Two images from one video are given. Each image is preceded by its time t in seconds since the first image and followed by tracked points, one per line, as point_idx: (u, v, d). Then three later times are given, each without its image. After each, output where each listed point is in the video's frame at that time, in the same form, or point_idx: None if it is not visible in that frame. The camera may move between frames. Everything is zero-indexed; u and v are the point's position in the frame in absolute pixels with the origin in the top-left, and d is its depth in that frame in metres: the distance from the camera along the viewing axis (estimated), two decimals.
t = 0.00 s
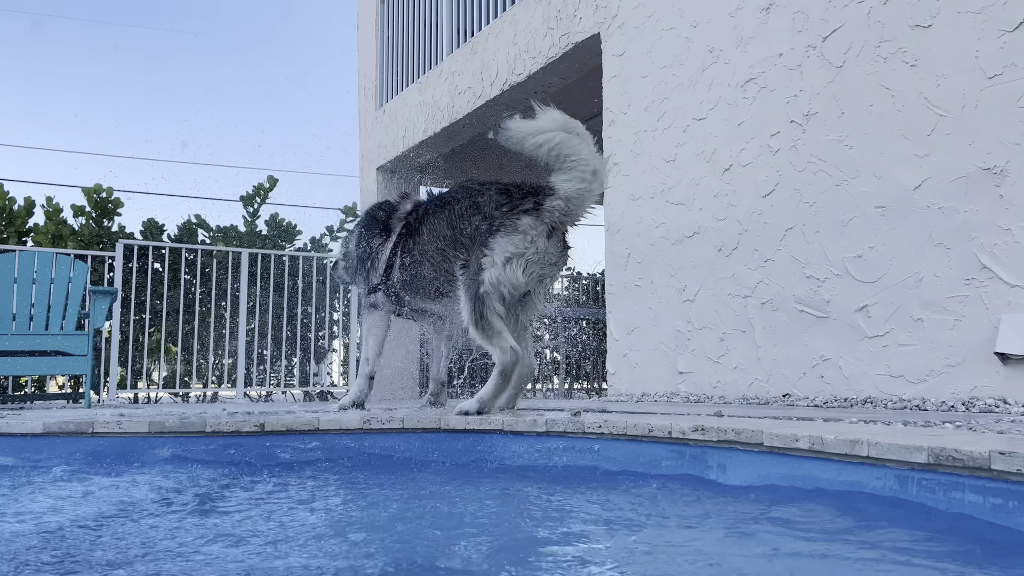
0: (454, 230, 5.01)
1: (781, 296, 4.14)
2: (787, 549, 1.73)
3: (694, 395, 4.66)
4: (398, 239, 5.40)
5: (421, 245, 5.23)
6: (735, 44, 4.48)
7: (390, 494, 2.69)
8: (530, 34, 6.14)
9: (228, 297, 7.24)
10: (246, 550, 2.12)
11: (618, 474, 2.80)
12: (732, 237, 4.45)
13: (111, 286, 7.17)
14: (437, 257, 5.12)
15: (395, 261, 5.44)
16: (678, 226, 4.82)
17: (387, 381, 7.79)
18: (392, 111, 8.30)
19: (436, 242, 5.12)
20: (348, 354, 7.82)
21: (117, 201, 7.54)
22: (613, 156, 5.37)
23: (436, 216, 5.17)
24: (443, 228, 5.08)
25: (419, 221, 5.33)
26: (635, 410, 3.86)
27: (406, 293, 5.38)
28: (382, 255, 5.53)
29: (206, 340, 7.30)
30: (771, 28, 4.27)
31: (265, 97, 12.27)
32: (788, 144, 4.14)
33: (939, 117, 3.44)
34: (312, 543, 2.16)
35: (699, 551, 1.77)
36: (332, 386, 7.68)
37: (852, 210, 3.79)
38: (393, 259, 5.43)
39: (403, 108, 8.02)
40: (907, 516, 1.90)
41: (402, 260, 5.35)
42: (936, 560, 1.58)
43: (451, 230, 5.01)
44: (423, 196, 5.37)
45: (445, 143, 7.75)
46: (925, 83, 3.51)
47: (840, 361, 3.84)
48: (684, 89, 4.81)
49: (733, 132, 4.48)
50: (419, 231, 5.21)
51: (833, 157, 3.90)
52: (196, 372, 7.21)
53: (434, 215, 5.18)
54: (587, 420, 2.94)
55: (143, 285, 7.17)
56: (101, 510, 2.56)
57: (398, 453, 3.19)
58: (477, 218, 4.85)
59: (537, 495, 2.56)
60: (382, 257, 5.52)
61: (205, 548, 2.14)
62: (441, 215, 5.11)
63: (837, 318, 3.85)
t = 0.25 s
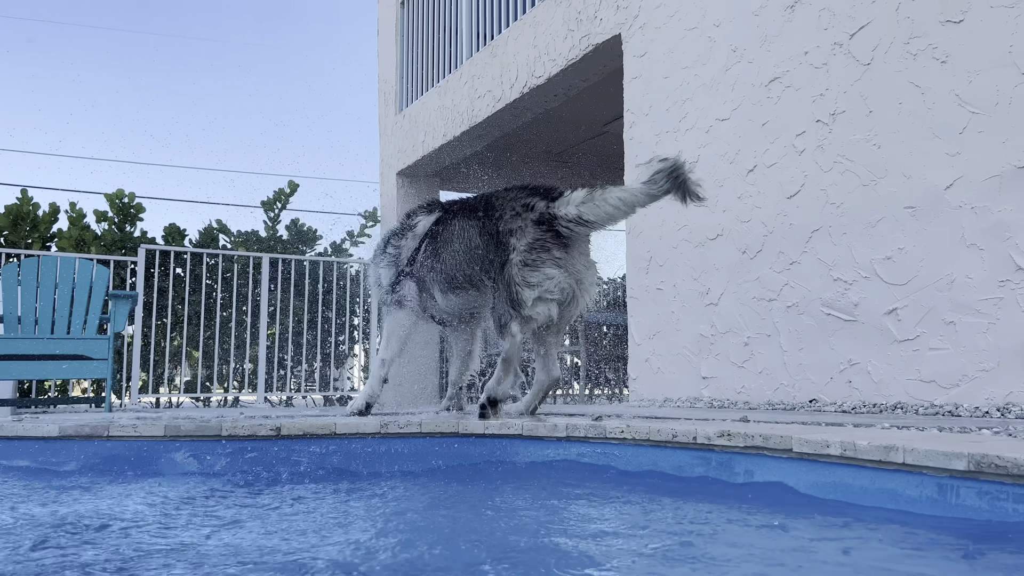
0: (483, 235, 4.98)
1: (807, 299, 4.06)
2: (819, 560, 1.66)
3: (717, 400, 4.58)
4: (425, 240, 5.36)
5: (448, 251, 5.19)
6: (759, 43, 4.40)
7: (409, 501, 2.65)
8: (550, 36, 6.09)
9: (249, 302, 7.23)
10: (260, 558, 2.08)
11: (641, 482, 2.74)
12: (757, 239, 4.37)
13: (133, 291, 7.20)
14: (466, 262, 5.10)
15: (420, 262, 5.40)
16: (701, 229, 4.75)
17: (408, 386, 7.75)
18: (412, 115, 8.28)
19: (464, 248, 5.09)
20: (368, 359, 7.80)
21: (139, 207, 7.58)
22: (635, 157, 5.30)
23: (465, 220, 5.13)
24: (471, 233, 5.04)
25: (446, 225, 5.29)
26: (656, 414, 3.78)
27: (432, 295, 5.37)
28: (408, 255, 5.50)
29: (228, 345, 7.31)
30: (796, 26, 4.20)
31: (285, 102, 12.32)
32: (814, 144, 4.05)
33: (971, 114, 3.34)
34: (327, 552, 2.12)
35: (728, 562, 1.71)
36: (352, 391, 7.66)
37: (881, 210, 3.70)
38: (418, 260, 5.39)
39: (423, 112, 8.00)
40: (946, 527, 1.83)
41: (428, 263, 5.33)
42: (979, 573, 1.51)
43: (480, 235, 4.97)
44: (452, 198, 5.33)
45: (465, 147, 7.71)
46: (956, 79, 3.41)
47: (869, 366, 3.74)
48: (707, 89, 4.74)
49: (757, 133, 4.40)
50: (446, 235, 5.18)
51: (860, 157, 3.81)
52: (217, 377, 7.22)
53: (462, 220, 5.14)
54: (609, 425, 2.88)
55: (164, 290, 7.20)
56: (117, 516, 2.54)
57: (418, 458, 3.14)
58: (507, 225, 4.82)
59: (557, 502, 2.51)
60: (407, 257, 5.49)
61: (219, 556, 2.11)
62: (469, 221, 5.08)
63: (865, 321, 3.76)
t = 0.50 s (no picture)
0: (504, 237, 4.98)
1: (831, 301, 3.97)
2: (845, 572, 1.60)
3: (739, 405, 4.50)
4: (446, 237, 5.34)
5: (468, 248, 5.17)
6: (781, 41, 4.33)
7: (425, 507, 2.60)
8: (568, 37, 6.05)
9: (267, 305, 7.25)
10: (268, 562, 2.04)
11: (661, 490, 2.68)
12: (779, 240, 4.29)
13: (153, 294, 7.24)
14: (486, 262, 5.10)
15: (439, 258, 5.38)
16: (722, 230, 4.68)
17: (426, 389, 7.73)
18: (430, 118, 8.26)
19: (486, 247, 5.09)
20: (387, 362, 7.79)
21: (160, 211, 7.62)
22: (654, 158, 5.24)
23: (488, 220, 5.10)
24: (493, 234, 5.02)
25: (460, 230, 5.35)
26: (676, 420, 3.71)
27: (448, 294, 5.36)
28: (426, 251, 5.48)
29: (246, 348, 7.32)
30: (818, 23, 4.12)
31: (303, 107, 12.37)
32: (837, 143, 3.97)
33: (999, 111, 3.24)
34: (337, 557, 2.08)
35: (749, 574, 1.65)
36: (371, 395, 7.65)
37: (906, 210, 3.61)
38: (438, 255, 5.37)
39: (441, 115, 7.98)
40: (979, 540, 1.76)
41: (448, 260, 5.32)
42: None
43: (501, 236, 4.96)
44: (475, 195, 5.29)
45: (483, 150, 7.68)
46: (984, 75, 3.31)
47: (894, 370, 3.65)
48: (727, 88, 4.67)
49: (779, 132, 4.32)
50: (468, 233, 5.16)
51: (885, 156, 3.73)
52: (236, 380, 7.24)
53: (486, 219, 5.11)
54: (627, 431, 2.82)
55: (184, 293, 7.24)
56: (128, 522, 2.52)
57: (434, 462, 3.10)
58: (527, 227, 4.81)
59: (573, 510, 2.45)
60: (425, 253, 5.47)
61: (228, 561, 2.08)
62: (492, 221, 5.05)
63: (890, 323, 3.67)
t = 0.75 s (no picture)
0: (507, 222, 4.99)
1: (852, 303, 3.89)
2: None
3: (758, 409, 4.43)
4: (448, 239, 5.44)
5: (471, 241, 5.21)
6: (800, 39, 4.25)
7: (437, 513, 2.57)
8: (585, 37, 6.00)
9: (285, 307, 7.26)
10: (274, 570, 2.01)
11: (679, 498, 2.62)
12: (799, 241, 4.22)
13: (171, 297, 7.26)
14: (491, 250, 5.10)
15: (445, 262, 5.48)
16: (741, 231, 4.61)
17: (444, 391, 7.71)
18: (446, 120, 8.22)
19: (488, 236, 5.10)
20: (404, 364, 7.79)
21: (178, 214, 7.64)
22: (672, 158, 5.18)
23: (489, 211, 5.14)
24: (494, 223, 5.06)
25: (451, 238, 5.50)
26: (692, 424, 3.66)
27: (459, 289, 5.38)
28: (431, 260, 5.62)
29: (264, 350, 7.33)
30: (838, 20, 4.04)
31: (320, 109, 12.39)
32: (858, 142, 3.90)
33: None
34: (344, 565, 2.04)
35: None
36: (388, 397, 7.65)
37: (930, 209, 3.52)
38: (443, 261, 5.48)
39: (457, 117, 7.94)
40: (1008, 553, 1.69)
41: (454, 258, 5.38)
42: None
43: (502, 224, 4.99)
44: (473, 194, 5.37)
45: (499, 151, 7.64)
46: (1010, 71, 3.22)
47: (917, 373, 3.57)
48: (746, 87, 4.60)
49: (799, 131, 4.25)
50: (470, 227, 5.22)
51: (908, 154, 3.65)
52: (254, 382, 7.26)
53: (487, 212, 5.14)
54: (642, 435, 2.77)
55: (202, 296, 7.26)
56: (137, 528, 2.50)
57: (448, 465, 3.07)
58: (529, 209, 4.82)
59: (589, 518, 2.40)
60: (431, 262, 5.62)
61: (234, 568, 2.05)
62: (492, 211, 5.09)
63: (913, 325, 3.59)
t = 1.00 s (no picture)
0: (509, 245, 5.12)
1: (874, 302, 3.81)
2: None
3: (777, 410, 4.35)
4: (450, 264, 5.45)
5: (479, 271, 5.31)
6: (820, 33, 4.17)
7: (448, 518, 2.52)
8: (601, 34, 5.93)
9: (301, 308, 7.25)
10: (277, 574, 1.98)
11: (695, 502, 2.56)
12: (819, 239, 4.13)
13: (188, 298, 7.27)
14: (497, 273, 5.22)
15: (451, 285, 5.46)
16: (759, 229, 4.54)
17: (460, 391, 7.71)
18: (463, 120, 8.10)
19: (496, 265, 5.22)
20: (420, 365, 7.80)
21: (196, 215, 7.64)
22: (688, 155, 5.11)
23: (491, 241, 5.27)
24: (503, 252, 5.18)
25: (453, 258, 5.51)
26: (708, 425, 3.59)
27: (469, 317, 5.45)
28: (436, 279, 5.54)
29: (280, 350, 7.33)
30: (859, 13, 3.96)
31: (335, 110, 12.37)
32: (879, 137, 3.81)
33: None
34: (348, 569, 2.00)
35: None
36: (405, 397, 7.68)
37: (954, 206, 3.44)
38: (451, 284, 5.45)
39: (473, 117, 7.85)
40: None
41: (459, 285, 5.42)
42: None
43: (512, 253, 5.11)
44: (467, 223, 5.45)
45: (515, 152, 7.54)
46: None
47: (940, 374, 3.48)
48: (764, 83, 4.53)
49: (818, 127, 4.17)
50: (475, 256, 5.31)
51: (931, 150, 3.56)
52: (271, 383, 7.28)
53: (489, 242, 5.27)
54: (656, 437, 2.72)
55: (219, 297, 7.30)
56: (143, 529, 2.48)
57: (460, 469, 3.03)
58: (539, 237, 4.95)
59: (602, 523, 2.35)
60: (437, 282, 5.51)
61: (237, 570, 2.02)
62: (498, 240, 5.21)
63: (937, 325, 3.50)
